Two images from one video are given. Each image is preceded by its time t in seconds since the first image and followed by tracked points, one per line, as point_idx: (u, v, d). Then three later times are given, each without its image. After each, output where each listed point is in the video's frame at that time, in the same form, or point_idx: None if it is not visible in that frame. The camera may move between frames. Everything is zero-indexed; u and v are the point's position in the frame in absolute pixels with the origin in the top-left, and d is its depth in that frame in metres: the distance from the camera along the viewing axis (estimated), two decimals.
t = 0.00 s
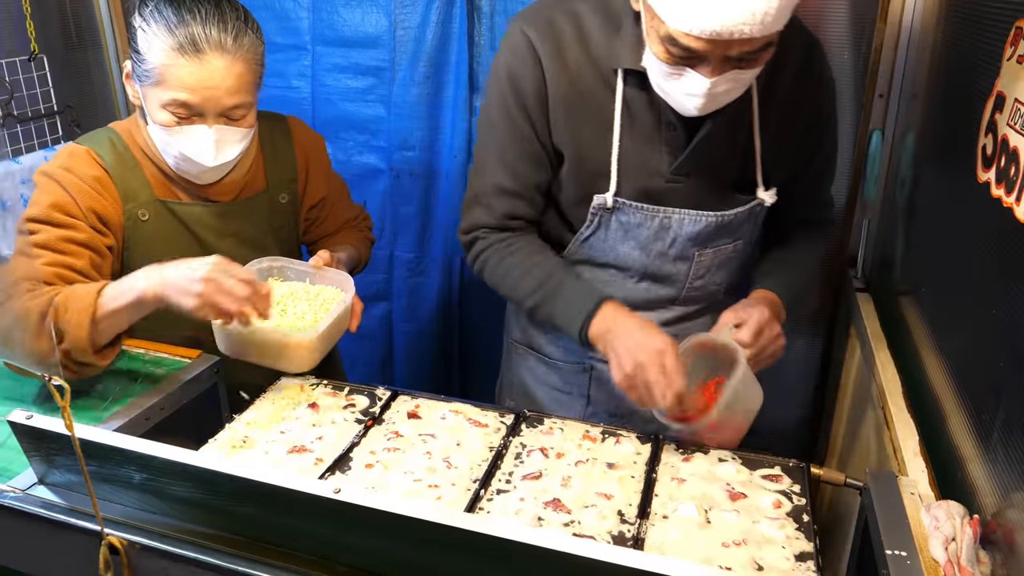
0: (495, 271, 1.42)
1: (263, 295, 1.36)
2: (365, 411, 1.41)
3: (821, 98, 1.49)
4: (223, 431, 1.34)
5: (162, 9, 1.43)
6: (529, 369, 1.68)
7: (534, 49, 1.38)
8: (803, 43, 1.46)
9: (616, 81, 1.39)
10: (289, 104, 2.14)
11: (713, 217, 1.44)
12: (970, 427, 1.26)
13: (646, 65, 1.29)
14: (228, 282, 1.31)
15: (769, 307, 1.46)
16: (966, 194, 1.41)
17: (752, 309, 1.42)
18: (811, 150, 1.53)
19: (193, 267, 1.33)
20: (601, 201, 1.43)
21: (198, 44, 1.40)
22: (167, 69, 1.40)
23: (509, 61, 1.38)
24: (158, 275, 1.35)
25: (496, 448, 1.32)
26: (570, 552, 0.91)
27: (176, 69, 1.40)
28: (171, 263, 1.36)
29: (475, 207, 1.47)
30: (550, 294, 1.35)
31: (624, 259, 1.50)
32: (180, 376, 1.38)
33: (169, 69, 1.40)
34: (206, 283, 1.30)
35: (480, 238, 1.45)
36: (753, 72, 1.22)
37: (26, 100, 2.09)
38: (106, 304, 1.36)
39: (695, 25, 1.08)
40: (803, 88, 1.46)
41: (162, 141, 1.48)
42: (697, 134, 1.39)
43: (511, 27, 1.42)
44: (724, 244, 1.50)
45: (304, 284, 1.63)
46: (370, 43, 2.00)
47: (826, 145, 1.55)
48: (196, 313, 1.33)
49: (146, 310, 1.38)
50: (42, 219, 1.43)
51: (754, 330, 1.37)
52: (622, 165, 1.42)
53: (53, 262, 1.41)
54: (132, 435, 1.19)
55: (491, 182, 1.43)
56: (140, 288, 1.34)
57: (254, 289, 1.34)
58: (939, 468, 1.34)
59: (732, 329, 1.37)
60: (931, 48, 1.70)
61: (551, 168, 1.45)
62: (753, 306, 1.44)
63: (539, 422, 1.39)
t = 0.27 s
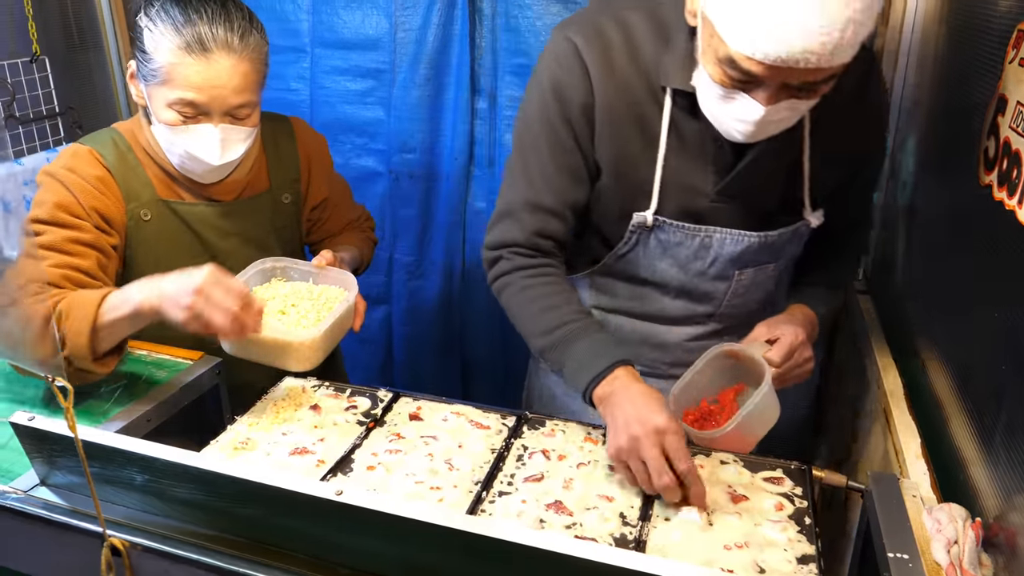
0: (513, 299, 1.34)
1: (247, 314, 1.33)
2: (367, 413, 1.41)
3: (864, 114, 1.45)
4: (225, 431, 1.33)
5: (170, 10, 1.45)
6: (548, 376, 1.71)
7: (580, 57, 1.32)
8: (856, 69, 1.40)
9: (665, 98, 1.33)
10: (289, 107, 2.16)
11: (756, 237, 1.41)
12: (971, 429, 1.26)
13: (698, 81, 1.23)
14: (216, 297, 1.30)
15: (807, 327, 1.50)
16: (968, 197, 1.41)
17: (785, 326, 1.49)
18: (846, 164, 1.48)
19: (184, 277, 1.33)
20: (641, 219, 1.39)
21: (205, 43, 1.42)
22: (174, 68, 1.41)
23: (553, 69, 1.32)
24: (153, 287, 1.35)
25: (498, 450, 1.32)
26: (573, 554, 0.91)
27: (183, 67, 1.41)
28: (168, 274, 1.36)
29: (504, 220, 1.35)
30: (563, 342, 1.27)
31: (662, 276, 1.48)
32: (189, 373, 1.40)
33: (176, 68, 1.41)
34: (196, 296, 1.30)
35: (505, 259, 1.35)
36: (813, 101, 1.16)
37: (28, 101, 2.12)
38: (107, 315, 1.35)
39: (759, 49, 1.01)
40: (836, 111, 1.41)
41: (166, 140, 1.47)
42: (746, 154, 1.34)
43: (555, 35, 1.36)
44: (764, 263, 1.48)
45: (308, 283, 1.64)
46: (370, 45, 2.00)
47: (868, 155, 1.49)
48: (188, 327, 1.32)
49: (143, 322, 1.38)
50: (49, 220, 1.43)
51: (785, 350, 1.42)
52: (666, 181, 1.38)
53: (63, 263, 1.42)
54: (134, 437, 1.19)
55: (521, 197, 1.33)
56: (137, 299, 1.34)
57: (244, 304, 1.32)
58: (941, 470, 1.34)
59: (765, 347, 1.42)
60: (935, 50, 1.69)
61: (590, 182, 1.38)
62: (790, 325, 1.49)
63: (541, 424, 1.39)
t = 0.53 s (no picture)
0: (525, 319, 1.24)
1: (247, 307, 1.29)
2: (368, 414, 1.41)
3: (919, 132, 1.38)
4: (227, 433, 1.33)
5: (181, 15, 1.44)
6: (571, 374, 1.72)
7: (616, 70, 1.26)
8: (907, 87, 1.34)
9: (701, 115, 1.27)
10: (291, 108, 2.17)
11: (791, 255, 1.36)
12: (971, 432, 1.26)
13: (739, 99, 1.16)
14: (246, 313, 1.28)
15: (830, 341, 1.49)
16: (971, 199, 1.41)
17: (809, 334, 1.47)
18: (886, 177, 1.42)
19: (188, 279, 1.33)
20: (673, 238, 1.34)
21: (219, 49, 1.42)
22: (188, 74, 1.41)
23: (584, 82, 1.25)
24: (160, 293, 1.34)
25: (498, 451, 1.32)
26: (574, 556, 0.91)
27: (197, 73, 1.41)
28: (172, 279, 1.36)
29: (524, 232, 1.27)
30: (568, 369, 1.17)
31: (693, 292, 1.43)
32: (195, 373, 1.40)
33: (190, 74, 1.41)
34: (232, 307, 1.28)
35: (521, 272, 1.25)
36: (853, 131, 1.11)
37: (30, 102, 2.15)
38: (112, 321, 1.37)
39: (807, 75, 0.96)
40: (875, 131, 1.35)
41: (179, 143, 1.48)
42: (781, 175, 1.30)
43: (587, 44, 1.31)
44: (798, 277, 1.44)
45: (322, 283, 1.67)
46: (371, 46, 2.01)
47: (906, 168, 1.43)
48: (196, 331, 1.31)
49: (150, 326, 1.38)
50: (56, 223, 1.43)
51: (804, 357, 1.42)
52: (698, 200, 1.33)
53: (69, 267, 1.42)
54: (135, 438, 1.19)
55: (543, 211, 1.25)
56: (144, 304, 1.35)
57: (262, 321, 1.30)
58: (942, 472, 1.34)
59: (782, 353, 1.42)
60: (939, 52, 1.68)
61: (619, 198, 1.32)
62: (814, 335, 1.48)
63: (542, 425, 1.39)
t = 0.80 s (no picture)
0: (554, 322, 1.23)
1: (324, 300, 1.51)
2: (368, 415, 1.41)
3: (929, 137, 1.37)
4: (227, 433, 1.33)
5: (193, 17, 1.45)
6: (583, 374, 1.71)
7: (638, 71, 1.26)
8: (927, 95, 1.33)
9: (721, 119, 1.27)
10: (294, 109, 2.17)
11: (808, 260, 1.35)
12: (971, 432, 1.27)
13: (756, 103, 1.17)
14: (302, 281, 1.47)
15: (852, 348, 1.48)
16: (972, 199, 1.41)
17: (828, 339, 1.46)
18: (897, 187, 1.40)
19: (269, 264, 1.48)
20: (690, 240, 1.34)
21: (234, 49, 1.42)
22: (204, 76, 1.41)
23: (609, 84, 1.26)
24: (234, 277, 1.47)
25: (499, 452, 1.32)
26: (574, 556, 0.91)
27: (213, 75, 1.41)
28: (243, 265, 1.50)
29: (552, 238, 1.26)
30: (605, 368, 1.15)
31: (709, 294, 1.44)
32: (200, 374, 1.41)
33: (205, 76, 1.41)
34: (284, 279, 1.46)
35: (549, 277, 1.25)
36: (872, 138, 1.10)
37: (31, 102, 2.13)
38: (183, 309, 1.45)
39: (824, 82, 0.97)
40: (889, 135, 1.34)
41: (191, 144, 1.47)
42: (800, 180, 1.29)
43: (610, 45, 1.32)
44: (816, 284, 1.43)
45: (331, 283, 1.66)
46: (372, 47, 2.01)
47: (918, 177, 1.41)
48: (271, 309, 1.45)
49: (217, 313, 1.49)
50: (79, 224, 1.44)
51: (823, 360, 1.41)
52: (717, 201, 1.32)
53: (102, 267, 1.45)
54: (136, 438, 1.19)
55: (573, 215, 1.24)
56: (216, 289, 1.46)
57: (318, 289, 1.49)
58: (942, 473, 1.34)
59: (801, 356, 1.42)
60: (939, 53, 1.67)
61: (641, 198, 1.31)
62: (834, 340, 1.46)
63: (542, 426, 1.39)
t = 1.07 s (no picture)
0: (554, 294, 1.31)
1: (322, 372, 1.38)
2: (368, 415, 1.41)
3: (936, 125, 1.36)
4: (227, 433, 1.33)
5: (208, 16, 1.44)
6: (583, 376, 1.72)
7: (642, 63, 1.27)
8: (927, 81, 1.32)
9: (724, 107, 1.28)
10: (296, 109, 2.16)
11: (812, 254, 1.34)
12: (971, 433, 1.27)
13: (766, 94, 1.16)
14: (302, 350, 1.36)
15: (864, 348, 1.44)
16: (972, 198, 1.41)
17: (850, 346, 1.43)
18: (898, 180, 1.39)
19: (273, 326, 1.38)
20: (693, 230, 1.34)
21: (249, 49, 1.42)
22: (217, 75, 1.41)
23: (609, 72, 1.28)
24: (237, 328, 1.38)
25: (499, 452, 1.32)
26: (574, 557, 0.91)
27: (227, 74, 1.41)
28: (252, 320, 1.40)
29: (548, 218, 1.33)
30: (605, 335, 1.25)
31: (713, 288, 1.42)
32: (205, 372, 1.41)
33: (219, 75, 1.41)
34: (282, 345, 1.35)
35: (548, 252, 1.32)
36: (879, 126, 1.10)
37: (31, 102, 2.13)
38: (183, 343, 1.36)
39: (832, 74, 0.96)
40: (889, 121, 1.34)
41: (203, 143, 1.47)
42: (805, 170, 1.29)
43: (616, 35, 1.32)
44: (820, 282, 1.42)
45: (339, 284, 1.67)
46: (374, 47, 2.00)
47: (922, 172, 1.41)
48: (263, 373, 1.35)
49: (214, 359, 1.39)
50: (85, 222, 1.41)
51: (848, 369, 1.37)
52: (718, 195, 1.32)
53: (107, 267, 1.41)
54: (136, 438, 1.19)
55: (567, 196, 1.30)
56: (215, 335, 1.36)
57: (318, 362, 1.37)
58: (942, 472, 1.34)
59: (825, 363, 1.39)
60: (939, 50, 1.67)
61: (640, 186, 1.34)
62: (855, 345, 1.44)
63: (542, 426, 1.39)
